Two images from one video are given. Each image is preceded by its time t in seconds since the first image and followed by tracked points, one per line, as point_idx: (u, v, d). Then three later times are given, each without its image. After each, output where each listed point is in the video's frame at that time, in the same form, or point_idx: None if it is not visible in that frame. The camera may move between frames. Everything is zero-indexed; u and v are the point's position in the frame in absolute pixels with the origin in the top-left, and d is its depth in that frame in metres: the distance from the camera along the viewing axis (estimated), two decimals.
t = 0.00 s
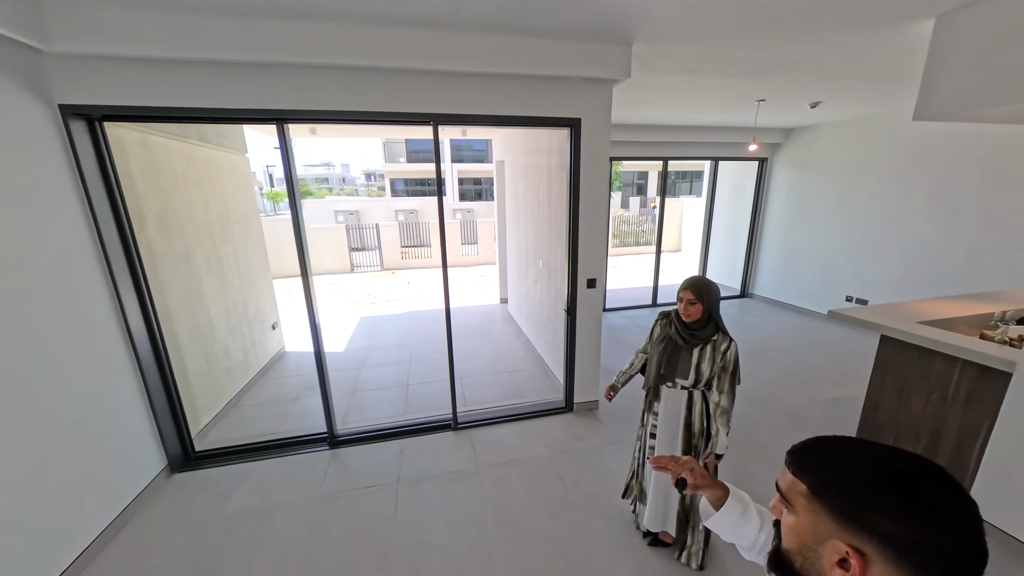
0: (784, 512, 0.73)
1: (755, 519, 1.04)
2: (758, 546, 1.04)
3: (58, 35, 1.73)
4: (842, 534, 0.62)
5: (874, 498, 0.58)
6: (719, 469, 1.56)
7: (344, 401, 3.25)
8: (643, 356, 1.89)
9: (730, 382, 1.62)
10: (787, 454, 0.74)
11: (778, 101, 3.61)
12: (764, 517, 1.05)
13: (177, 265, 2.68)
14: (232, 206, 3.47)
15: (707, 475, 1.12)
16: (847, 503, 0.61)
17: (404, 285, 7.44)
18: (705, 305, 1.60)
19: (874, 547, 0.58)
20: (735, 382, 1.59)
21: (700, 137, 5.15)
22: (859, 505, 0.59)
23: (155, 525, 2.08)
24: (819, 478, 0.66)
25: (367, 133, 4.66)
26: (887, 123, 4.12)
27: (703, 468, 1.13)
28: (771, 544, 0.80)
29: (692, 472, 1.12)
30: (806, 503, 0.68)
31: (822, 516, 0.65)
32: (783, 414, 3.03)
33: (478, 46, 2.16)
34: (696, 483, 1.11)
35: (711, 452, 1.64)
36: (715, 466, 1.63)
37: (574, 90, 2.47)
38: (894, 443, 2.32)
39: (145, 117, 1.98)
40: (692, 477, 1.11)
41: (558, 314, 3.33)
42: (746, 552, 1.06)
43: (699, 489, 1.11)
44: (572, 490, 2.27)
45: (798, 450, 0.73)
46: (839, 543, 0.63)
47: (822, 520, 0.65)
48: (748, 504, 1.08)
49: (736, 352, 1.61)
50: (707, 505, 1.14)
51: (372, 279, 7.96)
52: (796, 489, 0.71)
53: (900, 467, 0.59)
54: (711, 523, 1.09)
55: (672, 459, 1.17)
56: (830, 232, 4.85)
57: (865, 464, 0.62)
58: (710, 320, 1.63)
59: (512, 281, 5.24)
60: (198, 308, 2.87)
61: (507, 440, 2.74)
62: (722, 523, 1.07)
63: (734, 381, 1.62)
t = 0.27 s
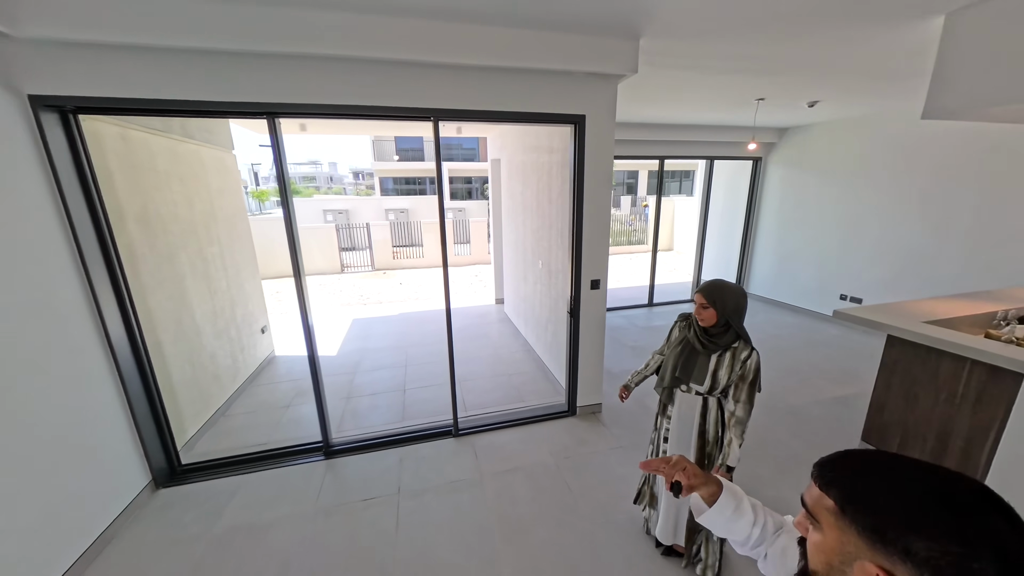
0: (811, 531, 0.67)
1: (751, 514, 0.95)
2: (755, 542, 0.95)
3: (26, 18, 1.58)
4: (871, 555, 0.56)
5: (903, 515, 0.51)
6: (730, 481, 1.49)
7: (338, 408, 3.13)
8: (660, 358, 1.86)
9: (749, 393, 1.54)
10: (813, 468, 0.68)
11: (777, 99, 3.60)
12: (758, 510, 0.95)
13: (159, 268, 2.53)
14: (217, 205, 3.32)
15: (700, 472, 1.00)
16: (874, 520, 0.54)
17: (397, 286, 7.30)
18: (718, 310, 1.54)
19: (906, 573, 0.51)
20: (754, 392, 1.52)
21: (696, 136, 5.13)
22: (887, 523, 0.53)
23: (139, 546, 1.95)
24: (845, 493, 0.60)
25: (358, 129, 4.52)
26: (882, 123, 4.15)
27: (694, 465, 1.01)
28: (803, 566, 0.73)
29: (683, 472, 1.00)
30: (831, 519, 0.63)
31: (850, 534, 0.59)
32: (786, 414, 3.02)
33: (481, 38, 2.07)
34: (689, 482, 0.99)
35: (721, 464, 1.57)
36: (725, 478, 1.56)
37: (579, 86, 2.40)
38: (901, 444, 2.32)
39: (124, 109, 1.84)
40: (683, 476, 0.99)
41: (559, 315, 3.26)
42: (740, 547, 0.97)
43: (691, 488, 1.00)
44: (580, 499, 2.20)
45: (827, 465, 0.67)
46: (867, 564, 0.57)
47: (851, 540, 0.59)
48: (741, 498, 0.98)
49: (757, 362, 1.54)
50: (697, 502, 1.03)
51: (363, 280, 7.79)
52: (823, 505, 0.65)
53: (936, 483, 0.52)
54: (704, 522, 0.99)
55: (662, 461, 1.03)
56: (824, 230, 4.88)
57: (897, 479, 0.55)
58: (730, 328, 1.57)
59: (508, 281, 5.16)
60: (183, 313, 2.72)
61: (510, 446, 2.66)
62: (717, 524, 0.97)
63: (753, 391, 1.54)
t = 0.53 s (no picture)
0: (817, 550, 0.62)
1: (773, 530, 0.92)
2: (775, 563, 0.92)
3: None
4: None
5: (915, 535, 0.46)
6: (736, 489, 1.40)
7: (331, 414, 3.01)
8: (674, 359, 1.82)
9: (762, 400, 1.46)
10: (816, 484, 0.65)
11: (774, 98, 3.59)
12: (785, 529, 0.93)
13: (139, 270, 2.39)
14: (201, 204, 3.17)
15: (721, 477, 1.03)
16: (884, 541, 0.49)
17: (388, 287, 7.16)
18: (729, 313, 1.49)
19: None
20: (767, 400, 1.45)
21: (690, 135, 5.12)
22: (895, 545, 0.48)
23: (120, 568, 1.82)
24: (852, 511, 0.55)
25: (348, 126, 4.38)
26: (874, 122, 4.18)
27: (717, 470, 1.04)
28: None
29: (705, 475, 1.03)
30: (840, 541, 0.58)
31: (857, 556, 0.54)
32: (786, 414, 3.01)
33: (481, 29, 1.99)
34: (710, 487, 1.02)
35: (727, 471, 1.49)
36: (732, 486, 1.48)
37: (580, 81, 2.34)
38: (903, 443, 2.33)
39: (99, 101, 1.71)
40: (703, 478, 1.03)
41: (559, 316, 3.20)
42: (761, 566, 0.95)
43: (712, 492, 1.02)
44: (585, 506, 2.14)
45: (829, 479, 0.62)
46: None
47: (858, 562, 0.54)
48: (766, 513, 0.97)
49: (773, 369, 1.46)
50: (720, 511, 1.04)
51: (353, 281, 7.62)
52: (829, 525, 0.60)
53: (943, 498, 0.48)
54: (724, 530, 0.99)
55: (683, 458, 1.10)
56: (817, 229, 4.91)
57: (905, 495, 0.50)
58: (744, 333, 1.51)
59: (503, 281, 5.08)
60: (165, 317, 2.58)
61: (511, 451, 2.58)
62: (735, 532, 0.97)
63: (767, 399, 1.46)
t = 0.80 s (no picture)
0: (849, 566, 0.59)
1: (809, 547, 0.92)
2: None
3: None
4: None
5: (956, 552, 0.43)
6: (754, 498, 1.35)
7: (323, 422, 2.90)
8: (686, 363, 1.78)
9: (782, 408, 1.41)
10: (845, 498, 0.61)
11: (772, 96, 3.57)
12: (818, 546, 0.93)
13: (116, 273, 2.25)
14: (184, 202, 3.02)
15: (752, 485, 1.03)
16: (920, 558, 0.46)
17: (379, 287, 7.01)
18: (745, 315, 1.44)
19: None
20: (787, 407, 1.40)
21: (685, 133, 5.10)
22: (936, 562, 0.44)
23: None
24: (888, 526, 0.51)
25: (337, 122, 4.25)
26: (867, 121, 4.21)
27: (749, 479, 1.04)
28: None
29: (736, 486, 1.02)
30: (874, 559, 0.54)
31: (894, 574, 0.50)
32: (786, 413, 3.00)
33: (480, 20, 1.90)
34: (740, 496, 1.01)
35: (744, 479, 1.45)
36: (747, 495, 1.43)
37: (582, 76, 2.27)
38: (906, 443, 2.33)
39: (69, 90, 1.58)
40: (735, 486, 1.02)
41: (558, 317, 3.14)
42: None
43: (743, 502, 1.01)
44: (590, 513, 2.07)
45: (863, 493, 0.58)
46: None
47: None
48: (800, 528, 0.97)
49: (793, 374, 1.41)
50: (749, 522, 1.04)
51: (343, 281, 7.45)
52: (864, 541, 0.57)
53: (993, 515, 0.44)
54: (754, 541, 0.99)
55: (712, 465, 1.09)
56: (810, 228, 4.94)
57: (943, 510, 0.47)
58: (761, 336, 1.46)
59: (498, 281, 5.00)
60: (145, 322, 2.44)
61: (512, 458, 2.51)
62: (767, 544, 0.96)
63: (786, 406, 1.41)
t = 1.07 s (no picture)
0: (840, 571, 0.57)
1: (785, 551, 0.85)
2: None
3: None
4: None
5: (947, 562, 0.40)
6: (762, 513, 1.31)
7: (308, 431, 2.78)
8: (687, 367, 1.72)
9: (789, 418, 1.35)
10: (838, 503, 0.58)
11: (764, 96, 3.55)
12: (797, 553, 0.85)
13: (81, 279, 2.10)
14: (158, 203, 2.87)
15: (731, 490, 0.97)
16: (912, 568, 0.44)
17: (368, 288, 6.87)
18: (751, 321, 1.39)
19: None
20: (794, 418, 1.34)
21: (678, 133, 5.06)
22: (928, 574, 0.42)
23: None
24: (880, 534, 0.49)
25: (323, 119, 4.10)
26: (858, 121, 4.22)
27: (726, 483, 0.98)
28: None
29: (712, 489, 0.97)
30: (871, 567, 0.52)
31: None
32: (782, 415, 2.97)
33: (470, 10, 1.81)
34: (719, 501, 0.96)
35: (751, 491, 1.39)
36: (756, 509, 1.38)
37: (576, 72, 2.20)
38: (903, 445, 2.31)
39: (23, 80, 1.45)
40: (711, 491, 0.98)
41: (552, 320, 3.06)
42: None
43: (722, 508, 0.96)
44: (587, 524, 2.00)
45: (855, 497, 0.56)
46: None
47: None
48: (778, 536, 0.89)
49: (800, 384, 1.35)
50: (729, 528, 0.98)
51: (331, 282, 7.28)
52: (857, 547, 0.54)
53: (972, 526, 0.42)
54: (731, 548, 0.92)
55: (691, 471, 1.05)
56: (801, 228, 4.96)
57: (933, 518, 0.45)
58: (767, 342, 1.40)
59: (490, 282, 4.91)
60: (114, 330, 2.29)
61: (505, 466, 2.43)
62: (742, 549, 0.90)
63: (793, 416, 1.35)
